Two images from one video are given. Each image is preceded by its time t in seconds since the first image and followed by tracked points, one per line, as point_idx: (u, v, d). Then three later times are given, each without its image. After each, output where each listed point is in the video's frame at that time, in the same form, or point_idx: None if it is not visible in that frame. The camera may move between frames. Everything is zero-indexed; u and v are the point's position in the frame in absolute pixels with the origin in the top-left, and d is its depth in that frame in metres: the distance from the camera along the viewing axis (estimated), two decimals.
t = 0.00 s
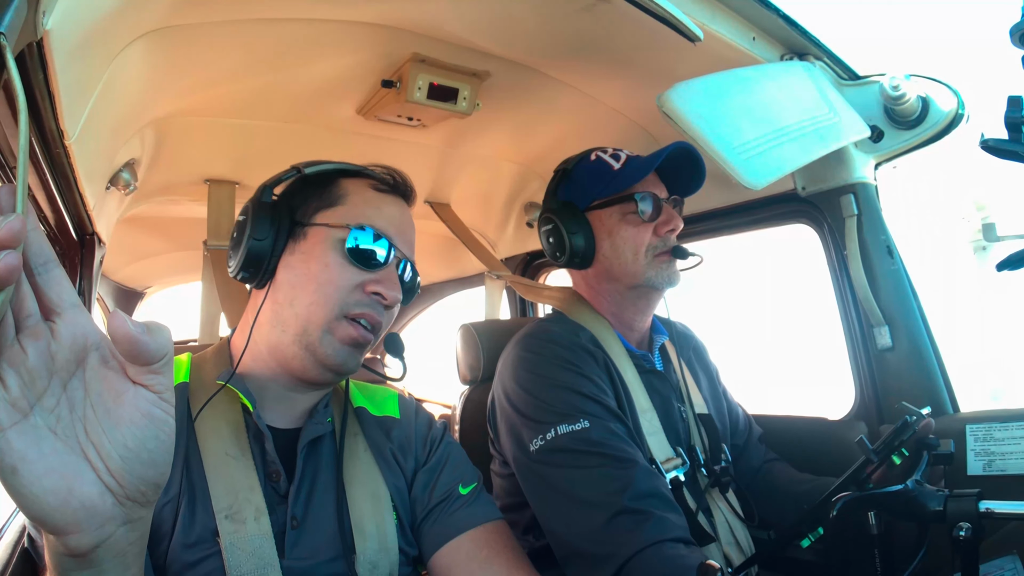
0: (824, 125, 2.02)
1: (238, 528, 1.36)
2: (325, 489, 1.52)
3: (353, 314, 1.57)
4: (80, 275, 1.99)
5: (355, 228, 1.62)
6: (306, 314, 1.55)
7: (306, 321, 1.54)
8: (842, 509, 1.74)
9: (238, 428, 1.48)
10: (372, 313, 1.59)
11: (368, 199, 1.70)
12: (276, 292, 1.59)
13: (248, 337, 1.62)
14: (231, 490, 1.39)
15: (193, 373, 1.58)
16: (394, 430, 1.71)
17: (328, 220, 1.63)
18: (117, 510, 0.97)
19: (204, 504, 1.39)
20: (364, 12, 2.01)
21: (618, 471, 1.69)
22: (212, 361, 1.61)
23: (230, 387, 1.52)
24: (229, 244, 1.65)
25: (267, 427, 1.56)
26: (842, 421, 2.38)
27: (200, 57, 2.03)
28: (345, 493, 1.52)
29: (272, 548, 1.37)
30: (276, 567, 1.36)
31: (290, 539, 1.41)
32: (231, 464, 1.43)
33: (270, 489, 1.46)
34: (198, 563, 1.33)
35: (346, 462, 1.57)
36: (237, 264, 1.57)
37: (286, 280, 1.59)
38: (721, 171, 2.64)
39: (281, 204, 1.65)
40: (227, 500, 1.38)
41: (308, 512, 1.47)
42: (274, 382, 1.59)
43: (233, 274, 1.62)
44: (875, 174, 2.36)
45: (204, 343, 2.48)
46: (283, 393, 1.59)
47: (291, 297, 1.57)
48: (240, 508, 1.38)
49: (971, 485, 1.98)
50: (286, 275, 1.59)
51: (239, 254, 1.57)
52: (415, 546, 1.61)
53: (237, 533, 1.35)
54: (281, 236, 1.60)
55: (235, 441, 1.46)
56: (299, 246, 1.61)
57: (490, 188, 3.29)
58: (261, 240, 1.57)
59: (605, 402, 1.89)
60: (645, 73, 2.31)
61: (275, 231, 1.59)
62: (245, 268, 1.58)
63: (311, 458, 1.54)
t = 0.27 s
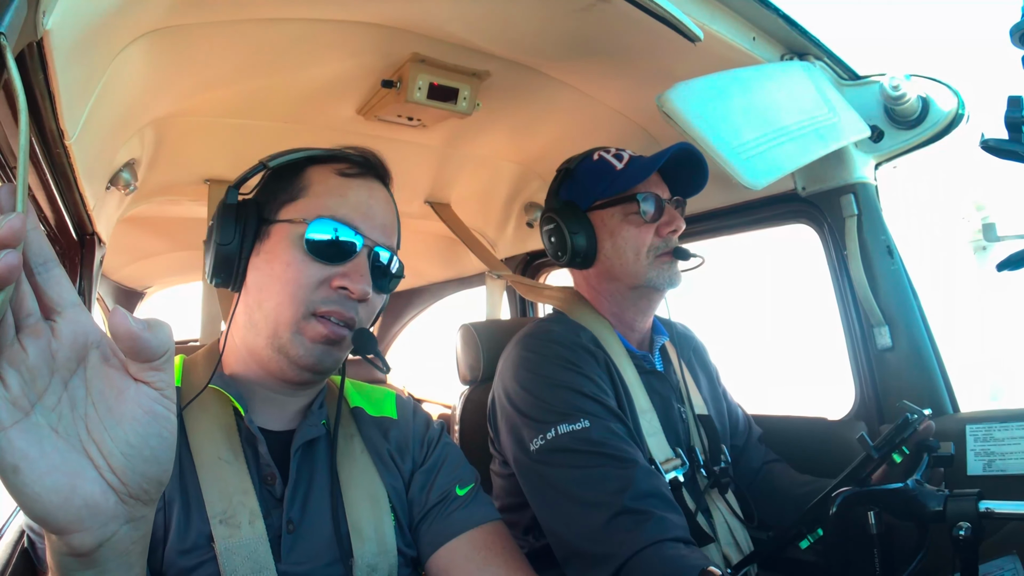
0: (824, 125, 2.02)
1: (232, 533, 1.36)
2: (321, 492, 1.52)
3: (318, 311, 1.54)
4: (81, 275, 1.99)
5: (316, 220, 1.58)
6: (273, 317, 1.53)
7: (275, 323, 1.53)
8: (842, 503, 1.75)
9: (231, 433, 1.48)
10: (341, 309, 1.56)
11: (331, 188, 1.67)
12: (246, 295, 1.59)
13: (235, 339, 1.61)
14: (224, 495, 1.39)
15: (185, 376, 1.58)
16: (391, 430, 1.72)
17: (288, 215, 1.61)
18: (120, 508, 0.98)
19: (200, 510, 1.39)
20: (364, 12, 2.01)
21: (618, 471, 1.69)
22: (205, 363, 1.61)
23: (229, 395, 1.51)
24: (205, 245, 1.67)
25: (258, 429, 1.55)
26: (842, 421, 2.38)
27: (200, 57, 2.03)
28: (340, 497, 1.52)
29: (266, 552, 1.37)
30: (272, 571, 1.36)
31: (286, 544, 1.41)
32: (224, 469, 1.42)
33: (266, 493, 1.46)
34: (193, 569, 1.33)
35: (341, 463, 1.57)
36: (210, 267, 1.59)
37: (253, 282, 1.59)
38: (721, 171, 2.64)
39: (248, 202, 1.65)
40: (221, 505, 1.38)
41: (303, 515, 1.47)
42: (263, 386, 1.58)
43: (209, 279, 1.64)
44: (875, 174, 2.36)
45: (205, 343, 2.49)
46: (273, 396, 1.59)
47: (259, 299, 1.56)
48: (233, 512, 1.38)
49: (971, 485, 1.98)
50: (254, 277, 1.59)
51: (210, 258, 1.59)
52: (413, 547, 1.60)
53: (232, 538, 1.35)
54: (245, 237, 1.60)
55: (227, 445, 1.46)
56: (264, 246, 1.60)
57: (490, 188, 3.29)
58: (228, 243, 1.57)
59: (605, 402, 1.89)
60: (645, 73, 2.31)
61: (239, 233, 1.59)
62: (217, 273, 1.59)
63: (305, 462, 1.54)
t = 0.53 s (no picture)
0: (824, 125, 2.02)
1: (231, 534, 1.36)
2: (320, 492, 1.52)
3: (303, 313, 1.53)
4: (81, 275, 1.99)
5: (298, 220, 1.57)
6: (260, 321, 1.54)
7: (262, 325, 1.53)
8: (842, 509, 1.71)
9: (229, 433, 1.48)
10: (324, 311, 1.55)
11: (315, 184, 1.66)
12: (235, 298, 1.60)
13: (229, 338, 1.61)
14: (223, 495, 1.39)
15: (184, 375, 1.59)
16: (391, 429, 1.72)
17: (273, 216, 1.61)
18: (121, 507, 0.97)
19: (199, 511, 1.38)
20: (364, 13, 2.01)
21: (618, 471, 1.69)
22: (202, 364, 1.61)
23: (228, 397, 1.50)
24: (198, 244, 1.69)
25: (257, 429, 1.55)
26: (842, 421, 2.38)
27: (200, 57, 2.03)
28: (340, 497, 1.52)
29: (266, 552, 1.37)
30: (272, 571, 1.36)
31: (286, 544, 1.41)
32: (222, 469, 1.42)
33: (265, 493, 1.46)
34: (192, 570, 1.33)
35: (341, 463, 1.57)
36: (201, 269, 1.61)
37: (239, 286, 1.60)
38: (721, 171, 2.64)
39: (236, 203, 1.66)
40: (220, 506, 1.38)
41: (303, 516, 1.47)
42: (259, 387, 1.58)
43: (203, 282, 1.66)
44: (875, 174, 2.36)
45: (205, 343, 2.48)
46: (266, 397, 1.59)
47: (246, 301, 1.56)
48: (233, 513, 1.38)
49: (971, 485, 1.98)
50: (241, 280, 1.59)
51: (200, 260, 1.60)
52: (414, 547, 1.60)
53: (232, 538, 1.35)
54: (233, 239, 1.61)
55: (225, 446, 1.46)
56: (250, 248, 1.60)
57: (489, 188, 3.30)
58: (216, 246, 1.58)
59: (605, 402, 1.89)
60: (645, 73, 2.31)
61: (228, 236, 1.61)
62: (209, 277, 1.61)
63: (304, 462, 1.54)
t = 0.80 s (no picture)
0: (824, 126, 2.02)
1: (231, 534, 1.36)
2: (320, 492, 1.52)
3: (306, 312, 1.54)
4: (81, 275, 1.99)
5: (302, 220, 1.58)
6: (262, 320, 1.53)
7: (265, 325, 1.53)
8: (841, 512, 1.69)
9: (228, 433, 1.48)
10: (327, 309, 1.55)
11: (318, 184, 1.66)
12: (237, 298, 1.60)
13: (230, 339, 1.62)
14: (222, 496, 1.39)
15: (184, 376, 1.58)
16: (391, 429, 1.72)
17: (275, 216, 1.61)
18: (120, 507, 0.97)
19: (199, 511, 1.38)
20: (364, 12, 2.01)
21: (618, 473, 1.69)
22: (201, 364, 1.61)
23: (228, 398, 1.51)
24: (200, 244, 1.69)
25: (257, 430, 1.55)
26: (842, 421, 2.38)
27: (200, 56, 2.03)
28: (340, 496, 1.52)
29: (266, 552, 1.37)
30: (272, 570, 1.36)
31: (286, 544, 1.41)
32: (221, 470, 1.42)
33: (265, 493, 1.46)
34: (192, 570, 1.33)
35: (340, 463, 1.57)
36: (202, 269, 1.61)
37: (240, 286, 1.59)
38: (721, 171, 2.64)
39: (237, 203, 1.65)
40: (219, 506, 1.38)
41: (303, 516, 1.47)
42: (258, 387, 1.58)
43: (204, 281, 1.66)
44: (876, 174, 2.36)
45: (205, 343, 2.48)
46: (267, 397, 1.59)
47: (248, 302, 1.56)
48: (232, 513, 1.38)
49: (971, 485, 1.98)
50: (243, 280, 1.59)
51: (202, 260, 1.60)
52: (413, 546, 1.60)
53: (231, 539, 1.35)
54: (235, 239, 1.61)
55: (224, 445, 1.46)
56: (252, 248, 1.60)
57: (490, 188, 3.30)
58: (218, 245, 1.58)
59: (604, 404, 1.89)
60: (645, 73, 2.31)
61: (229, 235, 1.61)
62: (210, 277, 1.61)
63: (304, 462, 1.54)
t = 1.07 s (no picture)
0: (824, 125, 2.02)
1: (231, 535, 1.36)
2: (321, 491, 1.52)
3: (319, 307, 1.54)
4: (81, 275, 1.99)
5: (315, 215, 1.59)
6: (273, 316, 1.53)
7: (276, 320, 1.53)
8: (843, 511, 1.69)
9: (229, 433, 1.49)
10: (341, 302, 1.56)
11: (325, 181, 1.68)
12: (245, 295, 1.59)
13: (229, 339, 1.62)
14: (223, 497, 1.39)
15: (184, 377, 1.58)
16: (391, 429, 1.72)
17: (283, 212, 1.61)
18: (120, 507, 0.97)
19: (199, 513, 1.39)
20: (364, 12, 2.02)
21: (617, 473, 1.69)
22: (202, 365, 1.61)
23: (226, 396, 1.51)
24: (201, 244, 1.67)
25: (257, 430, 1.56)
26: (842, 421, 2.38)
27: (200, 56, 2.03)
28: (342, 496, 1.52)
29: (266, 554, 1.36)
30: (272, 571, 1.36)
31: (286, 545, 1.41)
32: (221, 471, 1.43)
33: (265, 494, 1.46)
34: (193, 571, 1.33)
35: (341, 463, 1.57)
36: (206, 268, 1.59)
37: (250, 282, 1.59)
38: (721, 171, 2.64)
39: (241, 203, 1.64)
40: (219, 507, 1.38)
41: (303, 515, 1.47)
42: (261, 387, 1.59)
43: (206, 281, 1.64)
44: (876, 174, 2.36)
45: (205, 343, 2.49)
46: (268, 395, 1.60)
47: (258, 299, 1.56)
48: (232, 514, 1.38)
49: (970, 485, 1.98)
50: (251, 278, 1.59)
51: (205, 259, 1.59)
52: (413, 546, 1.60)
53: (232, 540, 1.35)
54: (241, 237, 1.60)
55: (224, 446, 1.46)
56: (260, 245, 1.61)
57: (490, 188, 3.30)
58: (222, 244, 1.57)
59: (603, 404, 1.89)
60: (645, 73, 2.31)
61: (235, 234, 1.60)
62: (214, 277, 1.60)
63: (305, 463, 1.54)
